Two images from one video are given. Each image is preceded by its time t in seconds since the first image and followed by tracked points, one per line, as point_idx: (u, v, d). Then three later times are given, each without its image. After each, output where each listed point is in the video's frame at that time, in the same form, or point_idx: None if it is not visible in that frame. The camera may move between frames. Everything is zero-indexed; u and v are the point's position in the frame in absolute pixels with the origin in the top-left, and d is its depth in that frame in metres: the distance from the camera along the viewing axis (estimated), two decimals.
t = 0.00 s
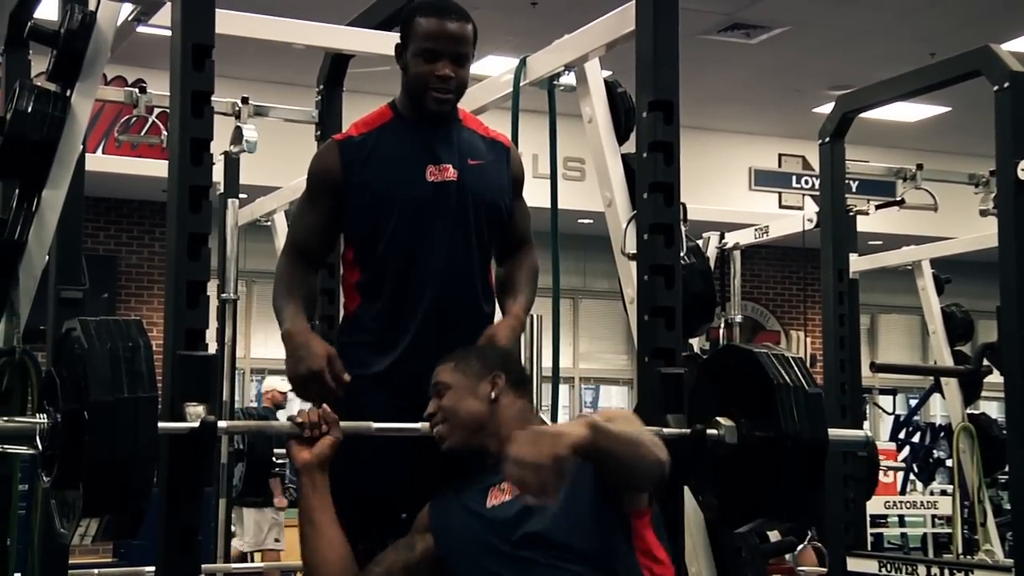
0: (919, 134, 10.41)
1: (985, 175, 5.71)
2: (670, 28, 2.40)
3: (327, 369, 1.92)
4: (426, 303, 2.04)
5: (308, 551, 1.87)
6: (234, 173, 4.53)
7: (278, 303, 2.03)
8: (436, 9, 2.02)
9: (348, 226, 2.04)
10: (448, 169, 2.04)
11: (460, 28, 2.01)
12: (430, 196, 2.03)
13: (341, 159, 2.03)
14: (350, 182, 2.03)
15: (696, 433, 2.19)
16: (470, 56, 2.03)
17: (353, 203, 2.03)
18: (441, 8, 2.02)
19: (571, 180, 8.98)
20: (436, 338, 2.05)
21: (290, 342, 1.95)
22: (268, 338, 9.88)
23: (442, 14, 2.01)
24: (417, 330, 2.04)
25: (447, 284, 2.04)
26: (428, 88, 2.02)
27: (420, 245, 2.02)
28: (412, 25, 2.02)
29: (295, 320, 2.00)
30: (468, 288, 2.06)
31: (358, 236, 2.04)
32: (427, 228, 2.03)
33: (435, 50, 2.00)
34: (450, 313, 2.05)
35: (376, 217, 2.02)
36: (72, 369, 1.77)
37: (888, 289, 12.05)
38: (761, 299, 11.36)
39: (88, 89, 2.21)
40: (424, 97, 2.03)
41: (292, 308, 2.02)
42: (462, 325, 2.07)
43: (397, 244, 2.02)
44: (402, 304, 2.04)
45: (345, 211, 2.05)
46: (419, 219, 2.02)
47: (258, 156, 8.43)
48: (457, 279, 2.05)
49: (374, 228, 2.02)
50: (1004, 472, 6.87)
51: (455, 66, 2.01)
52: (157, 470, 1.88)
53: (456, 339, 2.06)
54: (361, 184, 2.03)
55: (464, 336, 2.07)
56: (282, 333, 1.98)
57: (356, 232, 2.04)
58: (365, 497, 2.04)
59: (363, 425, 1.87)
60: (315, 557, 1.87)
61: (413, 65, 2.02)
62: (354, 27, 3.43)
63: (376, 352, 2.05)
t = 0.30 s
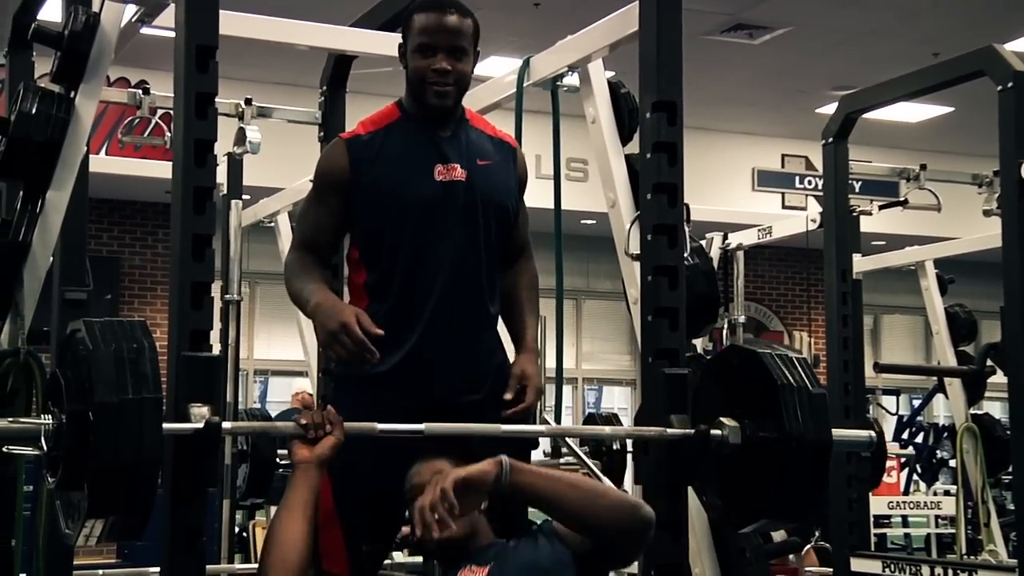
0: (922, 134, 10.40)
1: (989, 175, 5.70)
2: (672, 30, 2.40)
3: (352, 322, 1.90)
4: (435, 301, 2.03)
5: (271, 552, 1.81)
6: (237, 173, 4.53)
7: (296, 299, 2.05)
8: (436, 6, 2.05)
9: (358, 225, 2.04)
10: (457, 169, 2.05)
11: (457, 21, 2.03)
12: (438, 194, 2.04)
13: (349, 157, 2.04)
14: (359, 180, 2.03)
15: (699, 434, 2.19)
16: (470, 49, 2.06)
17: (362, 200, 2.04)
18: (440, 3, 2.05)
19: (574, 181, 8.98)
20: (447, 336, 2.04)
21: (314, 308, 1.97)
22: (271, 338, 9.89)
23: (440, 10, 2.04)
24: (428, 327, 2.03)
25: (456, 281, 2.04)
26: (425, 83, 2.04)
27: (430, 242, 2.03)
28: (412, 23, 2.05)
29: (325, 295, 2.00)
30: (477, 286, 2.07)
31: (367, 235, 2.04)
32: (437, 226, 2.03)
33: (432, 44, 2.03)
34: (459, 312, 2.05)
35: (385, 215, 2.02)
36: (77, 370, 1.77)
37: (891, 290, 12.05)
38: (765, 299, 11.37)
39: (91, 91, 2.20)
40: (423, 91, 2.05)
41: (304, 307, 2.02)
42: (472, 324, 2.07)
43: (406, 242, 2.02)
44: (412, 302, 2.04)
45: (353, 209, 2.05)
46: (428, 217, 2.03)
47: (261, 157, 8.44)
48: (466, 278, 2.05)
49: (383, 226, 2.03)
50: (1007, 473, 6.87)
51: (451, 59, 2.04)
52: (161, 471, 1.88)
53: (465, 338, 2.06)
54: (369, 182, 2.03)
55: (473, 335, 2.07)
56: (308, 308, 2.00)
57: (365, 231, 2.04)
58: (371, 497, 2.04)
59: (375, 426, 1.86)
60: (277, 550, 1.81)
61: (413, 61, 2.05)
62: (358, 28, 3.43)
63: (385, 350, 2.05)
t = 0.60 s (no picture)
0: (923, 109, 10.38)
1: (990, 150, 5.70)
2: (673, 5, 2.40)
3: (362, 306, 1.91)
4: (440, 275, 2.04)
5: (275, 529, 1.86)
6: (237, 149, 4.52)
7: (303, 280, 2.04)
8: None
9: (360, 201, 2.04)
10: (459, 141, 2.06)
11: None
12: (441, 166, 2.04)
13: (349, 133, 2.03)
14: (360, 154, 2.03)
15: (698, 407, 2.20)
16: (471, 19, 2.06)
17: (363, 174, 2.03)
18: None
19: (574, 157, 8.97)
20: (450, 308, 2.05)
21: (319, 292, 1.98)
22: (272, 314, 9.90)
23: None
24: (432, 303, 2.04)
25: (460, 255, 2.05)
26: (426, 53, 2.04)
27: (436, 216, 2.03)
28: None
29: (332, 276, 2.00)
30: (481, 260, 2.08)
31: (371, 210, 2.04)
32: (440, 199, 2.03)
33: (435, 13, 2.03)
34: (462, 285, 2.06)
35: (389, 189, 2.02)
36: (78, 343, 1.78)
37: (892, 265, 12.04)
38: (765, 275, 11.36)
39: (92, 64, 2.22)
40: (423, 64, 2.05)
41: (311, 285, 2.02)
42: (474, 298, 2.07)
43: (410, 217, 2.02)
44: (415, 278, 2.04)
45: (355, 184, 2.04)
46: (432, 192, 2.03)
47: (261, 133, 8.42)
48: (469, 250, 2.06)
49: (385, 198, 2.02)
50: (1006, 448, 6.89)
51: (453, 29, 2.04)
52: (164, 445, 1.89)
53: (468, 309, 2.06)
54: (372, 154, 2.03)
55: (475, 306, 2.08)
56: (317, 292, 1.99)
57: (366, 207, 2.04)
58: (373, 470, 2.05)
59: (378, 400, 1.86)
60: (281, 529, 1.86)
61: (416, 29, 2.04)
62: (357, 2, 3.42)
63: (389, 323, 2.05)
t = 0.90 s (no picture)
0: (920, 113, 10.38)
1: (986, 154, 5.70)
2: (670, 9, 2.40)
3: (346, 288, 1.86)
4: (435, 282, 2.05)
5: (263, 527, 1.78)
6: (234, 151, 4.52)
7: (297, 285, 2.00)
8: (462, 22, 1.97)
9: (354, 209, 2.05)
10: (454, 154, 2.06)
11: (466, 41, 1.96)
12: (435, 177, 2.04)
13: (344, 142, 2.04)
14: (355, 163, 2.03)
15: (696, 409, 2.23)
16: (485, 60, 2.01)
17: (360, 185, 2.03)
18: (461, 14, 1.98)
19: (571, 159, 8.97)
20: (446, 315, 2.06)
21: (310, 278, 1.93)
22: (268, 316, 9.89)
23: (456, 26, 1.97)
24: (427, 310, 2.04)
25: (455, 262, 2.06)
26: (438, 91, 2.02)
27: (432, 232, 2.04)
28: (432, 27, 1.97)
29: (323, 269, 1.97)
30: (476, 266, 2.10)
31: (366, 218, 2.04)
32: (436, 208, 2.04)
33: (452, 66, 1.98)
34: (458, 293, 2.07)
35: (385, 204, 2.03)
36: (74, 345, 1.78)
37: (889, 269, 12.05)
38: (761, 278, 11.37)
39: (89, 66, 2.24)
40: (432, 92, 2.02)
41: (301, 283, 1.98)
42: (470, 305, 2.08)
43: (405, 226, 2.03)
44: (412, 285, 2.04)
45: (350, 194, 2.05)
46: (428, 209, 2.04)
47: (258, 134, 8.42)
48: (464, 255, 2.07)
49: (380, 207, 2.03)
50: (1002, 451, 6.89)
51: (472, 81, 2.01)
52: (160, 447, 1.90)
53: (464, 318, 2.07)
54: (368, 163, 2.02)
55: (471, 314, 2.08)
56: (304, 282, 1.96)
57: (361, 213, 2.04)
58: (369, 469, 2.05)
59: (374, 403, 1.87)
60: (270, 525, 1.77)
61: (427, 74, 2.00)
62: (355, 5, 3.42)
63: (388, 329, 2.04)
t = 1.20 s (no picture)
0: (920, 121, 10.39)
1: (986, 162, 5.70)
2: (671, 18, 2.41)
3: (404, 344, 1.94)
4: (435, 306, 2.15)
5: (259, 533, 1.77)
6: (234, 157, 4.51)
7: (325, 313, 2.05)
8: (489, 66, 1.95)
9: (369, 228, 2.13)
10: (462, 194, 2.13)
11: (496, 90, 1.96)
12: (443, 215, 2.13)
13: (361, 169, 2.08)
14: (371, 193, 2.10)
15: (694, 417, 2.23)
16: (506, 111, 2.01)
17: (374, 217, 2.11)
18: (492, 58, 1.97)
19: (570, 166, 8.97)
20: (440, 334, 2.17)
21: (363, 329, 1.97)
22: (268, 322, 9.89)
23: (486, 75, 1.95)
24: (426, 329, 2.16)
25: (454, 290, 2.16)
26: (455, 132, 2.04)
27: (433, 268, 2.14)
28: (458, 72, 1.96)
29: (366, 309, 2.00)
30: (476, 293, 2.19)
31: (376, 242, 2.13)
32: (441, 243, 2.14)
33: (470, 111, 1.99)
34: (459, 314, 2.18)
35: (392, 236, 2.11)
36: (75, 350, 1.78)
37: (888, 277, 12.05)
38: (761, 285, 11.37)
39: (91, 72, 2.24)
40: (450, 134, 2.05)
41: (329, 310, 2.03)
42: (467, 330, 2.19)
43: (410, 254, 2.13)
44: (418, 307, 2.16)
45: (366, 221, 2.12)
46: (432, 246, 2.13)
47: (258, 140, 8.43)
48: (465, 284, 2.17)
49: (391, 239, 2.12)
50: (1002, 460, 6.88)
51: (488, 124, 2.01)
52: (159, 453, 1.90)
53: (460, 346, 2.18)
54: (384, 195, 2.10)
55: (465, 342, 2.19)
56: (347, 325, 1.99)
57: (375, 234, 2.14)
58: (361, 477, 2.07)
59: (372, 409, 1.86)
60: (265, 531, 1.77)
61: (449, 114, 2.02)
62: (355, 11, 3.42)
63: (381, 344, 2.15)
